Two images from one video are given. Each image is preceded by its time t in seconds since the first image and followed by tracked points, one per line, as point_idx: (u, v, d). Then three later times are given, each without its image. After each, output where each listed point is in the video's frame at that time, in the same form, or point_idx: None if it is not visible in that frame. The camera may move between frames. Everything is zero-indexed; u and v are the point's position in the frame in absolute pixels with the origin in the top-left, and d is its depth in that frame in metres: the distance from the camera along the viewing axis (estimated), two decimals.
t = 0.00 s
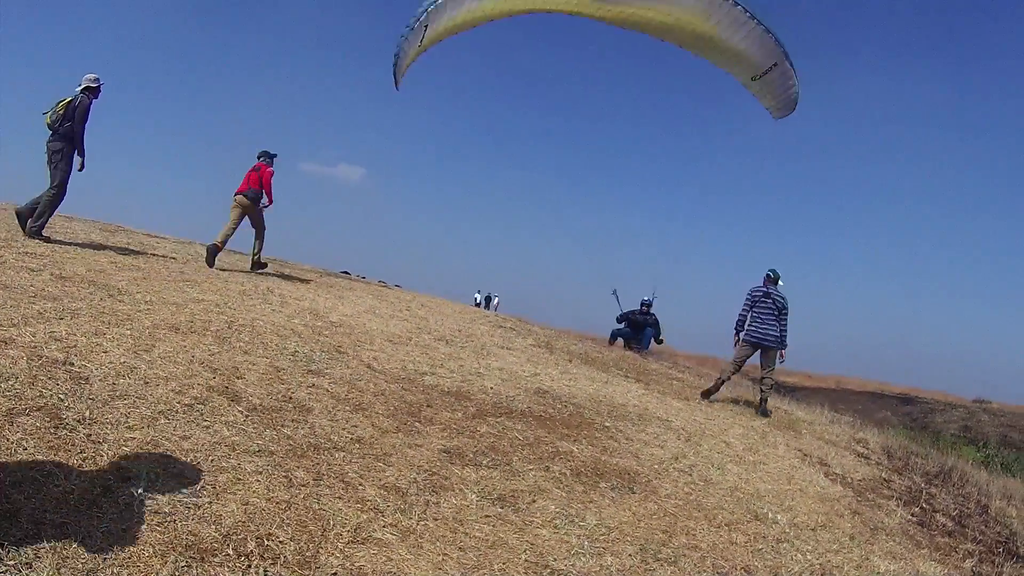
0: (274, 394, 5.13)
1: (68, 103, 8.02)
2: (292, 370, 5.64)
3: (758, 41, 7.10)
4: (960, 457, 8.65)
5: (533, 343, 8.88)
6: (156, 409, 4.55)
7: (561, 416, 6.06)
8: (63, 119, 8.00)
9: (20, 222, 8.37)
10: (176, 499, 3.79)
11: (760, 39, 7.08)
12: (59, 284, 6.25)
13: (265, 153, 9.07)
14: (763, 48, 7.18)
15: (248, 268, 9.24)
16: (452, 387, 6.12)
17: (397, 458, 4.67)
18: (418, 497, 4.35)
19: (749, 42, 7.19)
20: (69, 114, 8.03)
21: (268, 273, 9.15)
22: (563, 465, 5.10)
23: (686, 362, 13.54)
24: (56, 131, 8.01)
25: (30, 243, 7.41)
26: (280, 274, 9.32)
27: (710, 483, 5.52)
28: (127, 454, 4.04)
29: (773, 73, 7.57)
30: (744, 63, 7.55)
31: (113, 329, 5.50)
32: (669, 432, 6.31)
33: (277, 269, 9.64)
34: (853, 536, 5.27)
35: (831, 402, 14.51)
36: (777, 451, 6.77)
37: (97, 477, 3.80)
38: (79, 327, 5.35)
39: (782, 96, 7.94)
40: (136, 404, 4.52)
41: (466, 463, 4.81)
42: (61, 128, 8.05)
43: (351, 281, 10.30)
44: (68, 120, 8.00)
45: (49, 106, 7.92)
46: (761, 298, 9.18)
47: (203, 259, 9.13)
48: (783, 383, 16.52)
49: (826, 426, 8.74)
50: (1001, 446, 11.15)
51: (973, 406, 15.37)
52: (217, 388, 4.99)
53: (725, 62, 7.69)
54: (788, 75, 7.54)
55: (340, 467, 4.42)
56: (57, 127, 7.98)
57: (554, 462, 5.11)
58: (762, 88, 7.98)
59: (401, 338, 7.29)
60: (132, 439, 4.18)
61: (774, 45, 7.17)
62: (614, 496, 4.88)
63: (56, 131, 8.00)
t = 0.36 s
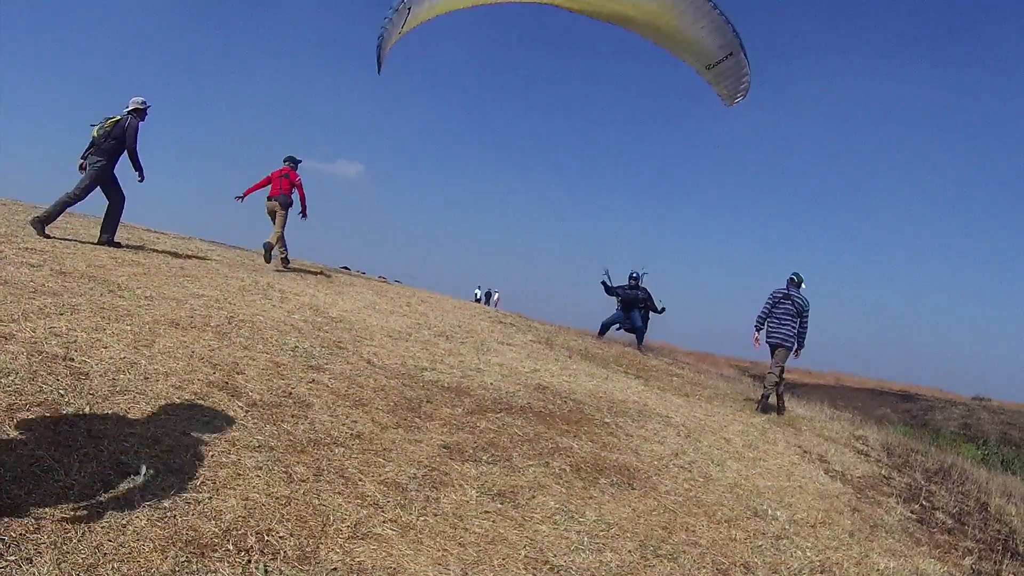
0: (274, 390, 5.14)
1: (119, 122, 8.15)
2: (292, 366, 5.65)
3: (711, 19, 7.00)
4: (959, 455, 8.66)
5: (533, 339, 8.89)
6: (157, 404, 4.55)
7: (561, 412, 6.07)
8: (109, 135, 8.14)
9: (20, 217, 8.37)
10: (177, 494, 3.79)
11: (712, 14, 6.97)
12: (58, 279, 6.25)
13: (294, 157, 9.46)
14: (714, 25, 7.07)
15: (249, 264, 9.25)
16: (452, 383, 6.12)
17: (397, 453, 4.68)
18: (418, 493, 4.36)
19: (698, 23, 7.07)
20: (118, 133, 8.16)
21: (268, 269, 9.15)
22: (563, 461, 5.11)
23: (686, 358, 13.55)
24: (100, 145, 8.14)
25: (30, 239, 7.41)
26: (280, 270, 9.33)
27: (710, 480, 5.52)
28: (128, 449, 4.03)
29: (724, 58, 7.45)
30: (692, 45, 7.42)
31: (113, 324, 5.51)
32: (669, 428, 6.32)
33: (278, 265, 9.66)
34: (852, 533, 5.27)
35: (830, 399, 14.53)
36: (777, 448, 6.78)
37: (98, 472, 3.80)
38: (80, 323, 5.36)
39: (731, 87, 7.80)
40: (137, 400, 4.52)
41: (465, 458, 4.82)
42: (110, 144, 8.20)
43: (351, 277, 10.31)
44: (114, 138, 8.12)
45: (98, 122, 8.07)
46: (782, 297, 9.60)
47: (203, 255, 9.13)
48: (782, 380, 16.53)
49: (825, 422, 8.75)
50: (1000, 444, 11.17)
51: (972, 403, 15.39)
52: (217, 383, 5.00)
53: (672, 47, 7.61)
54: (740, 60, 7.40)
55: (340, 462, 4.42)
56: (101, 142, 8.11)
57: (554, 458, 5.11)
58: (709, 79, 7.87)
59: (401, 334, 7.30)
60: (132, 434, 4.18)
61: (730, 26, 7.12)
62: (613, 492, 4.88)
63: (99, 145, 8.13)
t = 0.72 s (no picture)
0: (265, 388, 5.13)
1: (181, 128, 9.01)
2: (283, 364, 5.64)
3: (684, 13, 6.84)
4: (950, 454, 8.69)
5: (525, 338, 8.89)
6: (147, 403, 4.53)
7: (552, 411, 6.07)
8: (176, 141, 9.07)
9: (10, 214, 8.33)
10: (166, 493, 3.77)
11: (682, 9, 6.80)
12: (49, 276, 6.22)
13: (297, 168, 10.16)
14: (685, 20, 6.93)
15: (241, 262, 9.23)
16: (442, 381, 6.12)
17: (387, 452, 4.67)
18: (409, 492, 4.35)
19: (672, 15, 6.92)
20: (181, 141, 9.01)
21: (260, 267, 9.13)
22: (554, 460, 5.11)
23: (678, 357, 13.57)
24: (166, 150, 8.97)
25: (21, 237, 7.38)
26: (273, 268, 9.31)
27: (701, 479, 5.53)
28: (117, 447, 4.01)
29: (701, 53, 7.28)
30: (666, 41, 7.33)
31: (103, 322, 5.49)
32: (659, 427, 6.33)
33: (271, 263, 9.64)
34: (843, 533, 5.28)
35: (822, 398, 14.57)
36: (768, 447, 6.79)
37: (86, 471, 3.77)
38: (70, 320, 5.33)
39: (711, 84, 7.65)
40: (127, 399, 4.50)
41: (455, 457, 4.81)
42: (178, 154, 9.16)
43: (344, 276, 10.30)
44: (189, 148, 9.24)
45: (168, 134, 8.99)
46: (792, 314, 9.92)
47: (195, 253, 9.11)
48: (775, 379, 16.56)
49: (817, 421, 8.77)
50: (991, 443, 11.22)
51: (964, 403, 15.44)
52: (208, 382, 4.98)
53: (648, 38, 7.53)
54: (717, 54, 7.22)
55: (330, 461, 4.41)
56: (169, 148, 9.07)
57: (544, 457, 5.11)
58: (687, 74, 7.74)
59: (392, 332, 7.30)
60: (122, 433, 4.15)
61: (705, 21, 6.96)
62: (604, 491, 4.88)
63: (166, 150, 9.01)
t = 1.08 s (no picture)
0: (259, 387, 5.12)
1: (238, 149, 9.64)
2: (278, 362, 5.63)
3: None
4: (946, 452, 8.69)
5: (521, 335, 8.90)
6: (140, 401, 4.51)
7: (547, 408, 6.07)
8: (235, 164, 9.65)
9: (4, 212, 8.31)
10: (160, 491, 3.76)
11: None
12: (43, 274, 6.21)
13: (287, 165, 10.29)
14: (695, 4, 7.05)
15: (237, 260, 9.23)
16: (437, 379, 6.12)
17: (382, 449, 4.67)
18: (403, 490, 4.34)
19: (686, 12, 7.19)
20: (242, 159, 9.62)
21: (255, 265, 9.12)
22: (548, 458, 5.10)
23: (673, 355, 13.57)
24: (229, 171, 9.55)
25: (16, 234, 7.36)
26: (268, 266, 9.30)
27: (696, 476, 5.53)
28: (111, 446, 3.99)
29: (710, 43, 7.58)
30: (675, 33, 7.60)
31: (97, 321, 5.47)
32: (654, 423, 6.34)
33: (267, 261, 9.64)
34: (839, 530, 5.28)
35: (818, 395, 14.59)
36: (763, 444, 6.80)
37: (79, 469, 3.75)
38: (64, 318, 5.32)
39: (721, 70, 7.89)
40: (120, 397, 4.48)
41: (450, 454, 4.81)
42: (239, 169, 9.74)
43: (340, 273, 10.29)
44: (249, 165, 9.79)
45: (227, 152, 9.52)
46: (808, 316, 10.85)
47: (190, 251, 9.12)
48: (770, 377, 16.56)
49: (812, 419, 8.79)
50: (987, 440, 11.23)
51: (959, 400, 15.48)
52: (202, 380, 4.97)
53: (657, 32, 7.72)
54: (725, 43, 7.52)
55: (324, 459, 4.41)
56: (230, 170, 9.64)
57: (540, 455, 5.11)
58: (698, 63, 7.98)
59: (388, 330, 7.30)
60: (115, 431, 4.13)
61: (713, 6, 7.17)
62: (598, 489, 4.87)
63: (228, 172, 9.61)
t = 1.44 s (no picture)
0: (259, 387, 5.12)
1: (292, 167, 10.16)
2: (278, 363, 5.64)
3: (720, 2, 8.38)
4: (946, 454, 8.70)
5: (520, 337, 8.90)
6: (141, 401, 4.52)
7: (546, 410, 6.08)
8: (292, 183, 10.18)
9: (4, 212, 8.31)
10: (161, 491, 3.77)
11: None
12: (44, 275, 6.22)
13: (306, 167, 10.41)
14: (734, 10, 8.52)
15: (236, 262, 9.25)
16: (437, 380, 6.12)
17: (382, 451, 4.67)
18: (403, 491, 4.35)
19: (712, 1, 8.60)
20: (294, 174, 10.14)
21: (255, 265, 9.12)
22: (548, 459, 5.11)
23: (672, 357, 13.57)
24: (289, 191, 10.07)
25: (16, 234, 7.37)
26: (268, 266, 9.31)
27: (696, 478, 5.54)
28: (111, 447, 3.99)
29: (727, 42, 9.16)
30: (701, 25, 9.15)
31: (97, 321, 5.47)
32: (653, 425, 6.35)
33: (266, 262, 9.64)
34: (838, 532, 5.29)
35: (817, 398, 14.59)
36: (763, 447, 6.81)
37: (80, 469, 3.76)
38: (64, 319, 5.32)
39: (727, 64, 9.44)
40: (121, 397, 4.49)
41: (450, 456, 4.82)
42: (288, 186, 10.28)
43: (340, 274, 10.30)
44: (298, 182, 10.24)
45: (280, 166, 10.01)
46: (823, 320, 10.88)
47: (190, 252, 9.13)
48: (770, 379, 16.55)
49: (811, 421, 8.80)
50: (986, 443, 11.23)
51: (959, 403, 15.48)
52: (202, 381, 4.98)
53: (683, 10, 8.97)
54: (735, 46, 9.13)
55: (324, 460, 4.41)
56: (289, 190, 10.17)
57: (539, 457, 5.12)
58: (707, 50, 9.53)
59: (388, 331, 7.31)
60: (115, 432, 4.14)
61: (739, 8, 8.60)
62: (597, 490, 4.88)
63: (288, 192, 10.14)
